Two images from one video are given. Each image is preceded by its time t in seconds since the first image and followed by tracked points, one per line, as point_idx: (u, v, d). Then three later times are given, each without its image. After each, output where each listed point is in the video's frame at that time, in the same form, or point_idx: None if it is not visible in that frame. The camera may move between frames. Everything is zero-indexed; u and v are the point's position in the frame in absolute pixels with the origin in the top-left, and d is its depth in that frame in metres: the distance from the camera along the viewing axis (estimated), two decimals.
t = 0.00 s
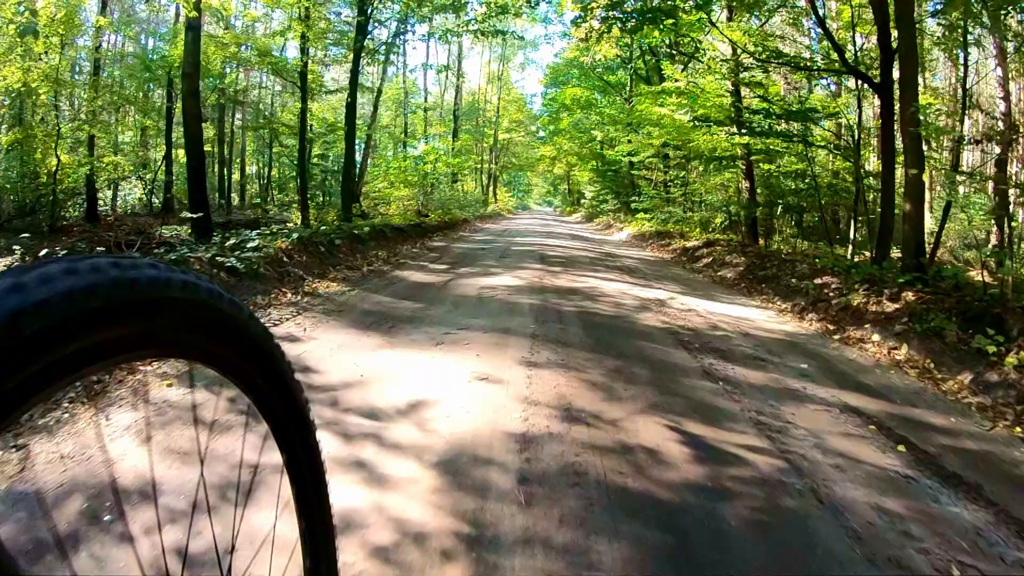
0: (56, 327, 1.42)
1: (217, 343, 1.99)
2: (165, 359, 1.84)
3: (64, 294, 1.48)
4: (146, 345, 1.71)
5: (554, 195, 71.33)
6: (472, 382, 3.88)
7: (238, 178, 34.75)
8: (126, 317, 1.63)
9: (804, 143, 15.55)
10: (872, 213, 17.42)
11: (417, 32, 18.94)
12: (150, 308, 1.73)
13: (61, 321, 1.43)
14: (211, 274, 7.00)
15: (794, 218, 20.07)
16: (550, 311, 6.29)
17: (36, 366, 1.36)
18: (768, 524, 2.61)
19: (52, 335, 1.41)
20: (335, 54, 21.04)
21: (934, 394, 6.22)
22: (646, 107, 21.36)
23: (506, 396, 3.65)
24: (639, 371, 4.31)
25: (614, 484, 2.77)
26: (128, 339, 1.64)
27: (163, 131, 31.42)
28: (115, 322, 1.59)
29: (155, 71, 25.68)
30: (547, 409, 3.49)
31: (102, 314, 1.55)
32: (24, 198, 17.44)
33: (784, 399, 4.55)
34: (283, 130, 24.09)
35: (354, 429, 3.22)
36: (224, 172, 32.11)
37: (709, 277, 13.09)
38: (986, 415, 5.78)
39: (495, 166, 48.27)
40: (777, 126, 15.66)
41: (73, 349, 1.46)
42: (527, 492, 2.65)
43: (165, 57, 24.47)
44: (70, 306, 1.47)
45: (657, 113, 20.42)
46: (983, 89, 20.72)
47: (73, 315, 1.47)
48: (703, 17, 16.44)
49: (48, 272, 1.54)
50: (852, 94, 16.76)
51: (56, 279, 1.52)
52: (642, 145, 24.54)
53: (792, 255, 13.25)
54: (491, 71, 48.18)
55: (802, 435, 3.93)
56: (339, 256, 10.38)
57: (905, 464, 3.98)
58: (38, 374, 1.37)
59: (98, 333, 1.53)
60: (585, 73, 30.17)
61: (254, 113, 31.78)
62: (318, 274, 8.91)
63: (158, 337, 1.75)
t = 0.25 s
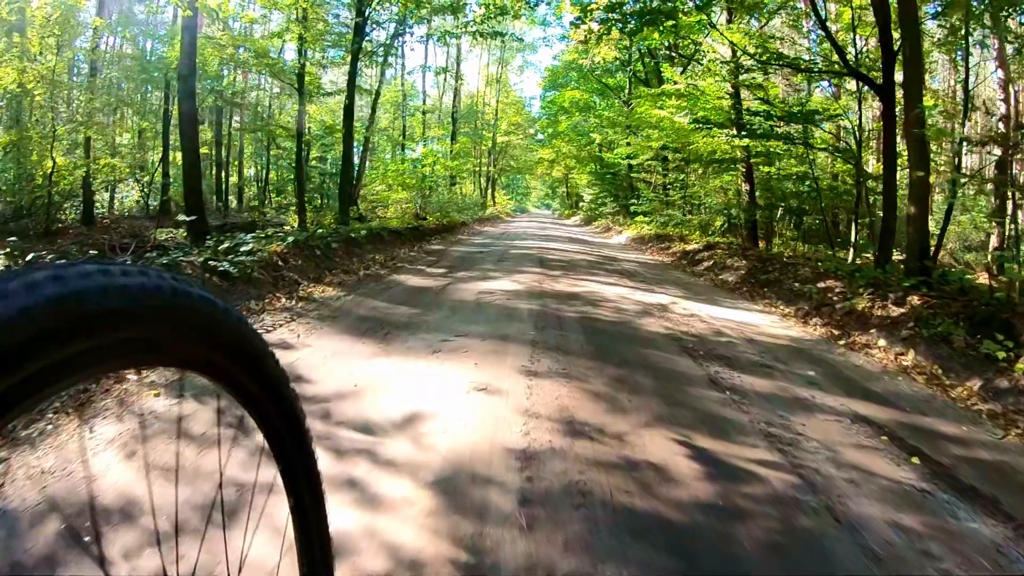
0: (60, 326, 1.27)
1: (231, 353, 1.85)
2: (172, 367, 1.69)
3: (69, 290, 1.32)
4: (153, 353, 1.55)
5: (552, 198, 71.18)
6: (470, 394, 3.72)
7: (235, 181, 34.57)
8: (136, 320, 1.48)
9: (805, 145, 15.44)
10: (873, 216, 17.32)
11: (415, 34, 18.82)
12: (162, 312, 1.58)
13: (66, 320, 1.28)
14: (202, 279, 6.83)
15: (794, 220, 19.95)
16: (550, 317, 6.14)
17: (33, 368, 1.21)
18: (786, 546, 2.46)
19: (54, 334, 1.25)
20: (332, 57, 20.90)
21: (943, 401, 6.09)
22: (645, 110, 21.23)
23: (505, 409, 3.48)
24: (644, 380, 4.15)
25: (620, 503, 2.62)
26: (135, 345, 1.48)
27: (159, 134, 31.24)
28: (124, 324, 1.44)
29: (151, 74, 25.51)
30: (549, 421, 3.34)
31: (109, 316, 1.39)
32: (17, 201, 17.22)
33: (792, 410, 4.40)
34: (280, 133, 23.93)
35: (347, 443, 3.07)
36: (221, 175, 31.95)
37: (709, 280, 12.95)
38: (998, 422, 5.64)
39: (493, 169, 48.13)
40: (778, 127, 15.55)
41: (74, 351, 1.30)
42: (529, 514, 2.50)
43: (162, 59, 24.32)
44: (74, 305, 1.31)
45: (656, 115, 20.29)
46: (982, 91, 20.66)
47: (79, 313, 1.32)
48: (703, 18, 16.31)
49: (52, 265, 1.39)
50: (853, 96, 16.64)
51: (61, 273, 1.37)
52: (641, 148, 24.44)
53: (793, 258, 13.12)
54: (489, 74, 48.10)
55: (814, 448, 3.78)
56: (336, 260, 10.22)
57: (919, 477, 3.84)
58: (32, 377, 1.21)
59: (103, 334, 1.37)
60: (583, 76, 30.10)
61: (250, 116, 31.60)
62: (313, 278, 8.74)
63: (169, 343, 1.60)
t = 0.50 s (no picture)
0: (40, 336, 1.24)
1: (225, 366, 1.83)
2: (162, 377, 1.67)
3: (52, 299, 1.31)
4: (141, 364, 1.53)
5: (550, 201, 71.04)
6: (468, 406, 3.56)
7: (231, 185, 34.34)
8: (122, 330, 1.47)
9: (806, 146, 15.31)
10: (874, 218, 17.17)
11: (412, 35, 18.62)
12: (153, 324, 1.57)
13: (46, 331, 1.26)
14: (194, 284, 6.67)
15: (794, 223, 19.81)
16: (550, 323, 5.99)
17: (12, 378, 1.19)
18: (804, 570, 2.30)
19: (33, 344, 1.23)
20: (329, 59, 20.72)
21: (954, 407, 5.94)
22: (644, 112, 21.08)
23: (504, 422, 3.32)
24: (649, 390, 4.01)
25: (626, 524, 2.47)
26: (124, 355, 1.47)
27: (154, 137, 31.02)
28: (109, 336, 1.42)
29: (146, 77, 25.31)
30: (551, 435, 3.20)
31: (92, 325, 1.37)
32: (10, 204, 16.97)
33: (801, 420, 4.26)
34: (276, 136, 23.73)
35: (339, 460, 2.90)
36: (218, 179, 31.75)
37: (710, 283, 12.81)
38: (1010, 429, 5.50)
39: (491, 172, 47.96)
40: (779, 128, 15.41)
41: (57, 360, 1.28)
42: (530, 538, 2.35)
43: (157, 61, 24.09)
44: (54, 314, 1.29)
45: (655, 117, 20.14)
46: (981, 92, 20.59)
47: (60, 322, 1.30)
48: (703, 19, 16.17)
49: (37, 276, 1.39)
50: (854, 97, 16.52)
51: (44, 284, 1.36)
52: (639, 150, 24.30)
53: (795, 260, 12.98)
54: (486, 77, 47.96)
55: (827, 461, 3.63)
56: (332, 264, 10.05)
57: (937, 490, 3.69)
58: (10, 388, 1.18)
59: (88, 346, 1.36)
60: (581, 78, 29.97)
61: (247, 119, 31.39)
62: (308, 283, 8.58)
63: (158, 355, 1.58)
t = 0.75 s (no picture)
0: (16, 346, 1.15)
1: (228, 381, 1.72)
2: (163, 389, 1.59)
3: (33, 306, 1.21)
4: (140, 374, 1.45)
5: (549, 204, 70.89)
6: (464, 419, 3.38)
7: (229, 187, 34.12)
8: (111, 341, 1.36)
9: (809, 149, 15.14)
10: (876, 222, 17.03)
11: (411, 36, 18.49)
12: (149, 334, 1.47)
13: (23, 342, 1.16)
14: (185, 288, 6.48)
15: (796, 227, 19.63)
16: (552, 329, 5.81)
17: None
18: None
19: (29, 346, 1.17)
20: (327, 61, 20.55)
21: (967, 418, 5.78)
22: (644, 115, 20.90)
23: (504, 439, 3.14)
24: (656, 402, 3.83)
25: (635, 553, 2.28)
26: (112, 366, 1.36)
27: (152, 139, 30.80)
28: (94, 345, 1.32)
29: (144, 78, 25.12)
30: (555, 452, 3.02)
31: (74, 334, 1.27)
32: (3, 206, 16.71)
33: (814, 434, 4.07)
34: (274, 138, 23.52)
35: (329, 480, 2.72)
36: (216, 180, 31.59)
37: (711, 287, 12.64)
38: None
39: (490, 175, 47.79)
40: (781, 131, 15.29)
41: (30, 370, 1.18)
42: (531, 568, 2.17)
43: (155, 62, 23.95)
44: (53, 316, 1.23)
45: (655, 120, 19.96)
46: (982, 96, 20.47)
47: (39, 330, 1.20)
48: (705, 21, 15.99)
49: (27, 276, 1.29)
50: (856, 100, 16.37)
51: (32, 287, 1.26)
52: (639, 153, 24.18)
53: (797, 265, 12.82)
54: (485, 79, 47.85)
55: (844, 479, 3.45)
56: (328, 268, 9.86)
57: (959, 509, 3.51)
58: None
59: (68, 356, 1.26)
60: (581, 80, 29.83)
61: (245, 120, 31.19)
62: (304, 287, 8.39)
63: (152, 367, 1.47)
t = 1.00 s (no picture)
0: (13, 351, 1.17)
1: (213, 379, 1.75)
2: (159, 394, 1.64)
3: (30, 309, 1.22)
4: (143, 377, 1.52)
5: (548, 207, 70.79)
6: (464, 430, 3.27)
7: (228, 188, 33.94)
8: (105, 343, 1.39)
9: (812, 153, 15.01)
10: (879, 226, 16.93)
11: (413, 37, 18.39)
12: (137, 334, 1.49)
13: (32, 345, 1.21)
14: (179, 291, 6.35)
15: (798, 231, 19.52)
16: (553, 335, 5.68)
17: None
18: None
19: (47, 348, 1.24)
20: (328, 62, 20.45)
21: (976, 427, 5.66)
22: (646, 117, 20.77)
23: (505, 453, 3.01)
24: (661, 412, 3.71)
25: None
26: (105, 369, 1.39)
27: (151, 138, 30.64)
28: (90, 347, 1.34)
29: (144, 78, 25.00)
30: (558, 467, 2.90)
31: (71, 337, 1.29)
32: None
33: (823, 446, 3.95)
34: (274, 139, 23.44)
35: (320, 495, 2.62)
36: (215, 181, 31.48)
37: (713, 292, 12.52)
38: None
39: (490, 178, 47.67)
40: (783, 134, 15.18)
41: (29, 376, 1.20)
42: None
43: (155, 62, 23.83)
44: (67, 321, 1.30)
45: (656, 123, 19.84)
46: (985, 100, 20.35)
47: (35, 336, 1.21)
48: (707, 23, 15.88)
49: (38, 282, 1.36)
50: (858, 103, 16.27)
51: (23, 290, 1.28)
52: (640, 156, 24.08)
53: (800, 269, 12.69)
54: (486, 82, 47.81)
55: (856, 493, 3.33)
56: (325, 270, 9.73)
57: (974, 526, 3.40)
58: (15, 389, 1.17)
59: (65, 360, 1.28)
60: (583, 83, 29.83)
61: (244, 120, 31.05)
62: (301, 290, 8.27)
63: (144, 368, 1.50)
